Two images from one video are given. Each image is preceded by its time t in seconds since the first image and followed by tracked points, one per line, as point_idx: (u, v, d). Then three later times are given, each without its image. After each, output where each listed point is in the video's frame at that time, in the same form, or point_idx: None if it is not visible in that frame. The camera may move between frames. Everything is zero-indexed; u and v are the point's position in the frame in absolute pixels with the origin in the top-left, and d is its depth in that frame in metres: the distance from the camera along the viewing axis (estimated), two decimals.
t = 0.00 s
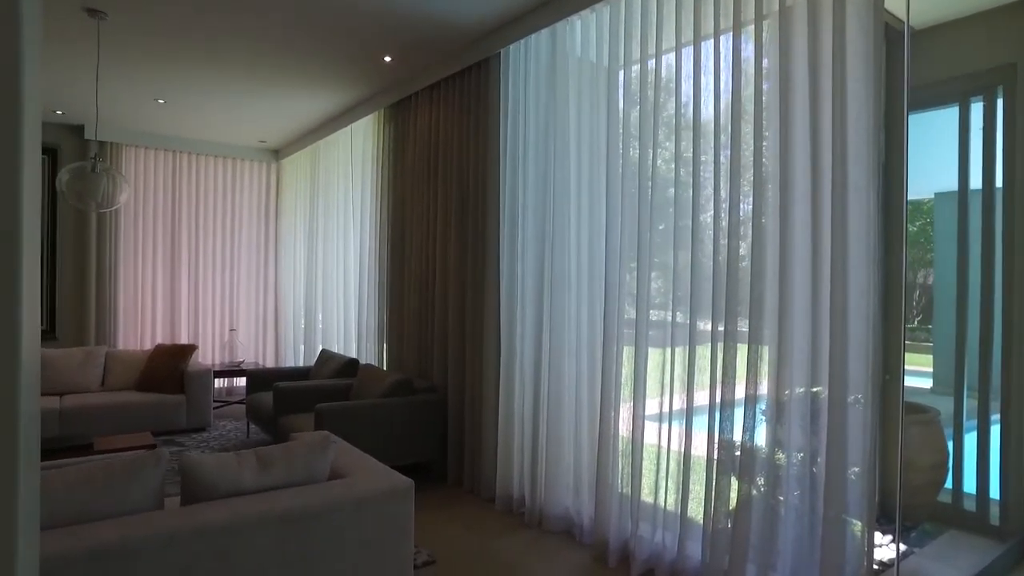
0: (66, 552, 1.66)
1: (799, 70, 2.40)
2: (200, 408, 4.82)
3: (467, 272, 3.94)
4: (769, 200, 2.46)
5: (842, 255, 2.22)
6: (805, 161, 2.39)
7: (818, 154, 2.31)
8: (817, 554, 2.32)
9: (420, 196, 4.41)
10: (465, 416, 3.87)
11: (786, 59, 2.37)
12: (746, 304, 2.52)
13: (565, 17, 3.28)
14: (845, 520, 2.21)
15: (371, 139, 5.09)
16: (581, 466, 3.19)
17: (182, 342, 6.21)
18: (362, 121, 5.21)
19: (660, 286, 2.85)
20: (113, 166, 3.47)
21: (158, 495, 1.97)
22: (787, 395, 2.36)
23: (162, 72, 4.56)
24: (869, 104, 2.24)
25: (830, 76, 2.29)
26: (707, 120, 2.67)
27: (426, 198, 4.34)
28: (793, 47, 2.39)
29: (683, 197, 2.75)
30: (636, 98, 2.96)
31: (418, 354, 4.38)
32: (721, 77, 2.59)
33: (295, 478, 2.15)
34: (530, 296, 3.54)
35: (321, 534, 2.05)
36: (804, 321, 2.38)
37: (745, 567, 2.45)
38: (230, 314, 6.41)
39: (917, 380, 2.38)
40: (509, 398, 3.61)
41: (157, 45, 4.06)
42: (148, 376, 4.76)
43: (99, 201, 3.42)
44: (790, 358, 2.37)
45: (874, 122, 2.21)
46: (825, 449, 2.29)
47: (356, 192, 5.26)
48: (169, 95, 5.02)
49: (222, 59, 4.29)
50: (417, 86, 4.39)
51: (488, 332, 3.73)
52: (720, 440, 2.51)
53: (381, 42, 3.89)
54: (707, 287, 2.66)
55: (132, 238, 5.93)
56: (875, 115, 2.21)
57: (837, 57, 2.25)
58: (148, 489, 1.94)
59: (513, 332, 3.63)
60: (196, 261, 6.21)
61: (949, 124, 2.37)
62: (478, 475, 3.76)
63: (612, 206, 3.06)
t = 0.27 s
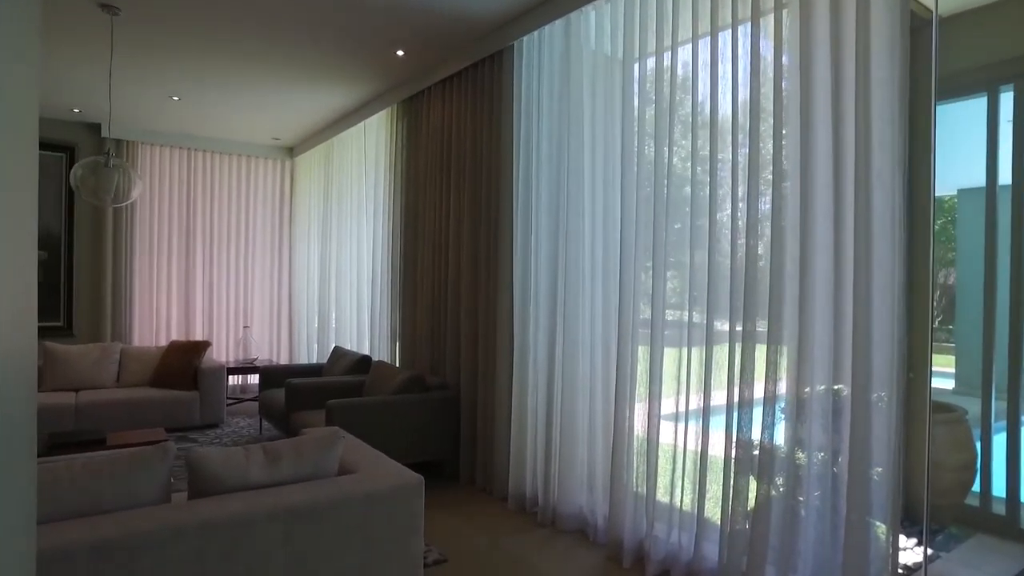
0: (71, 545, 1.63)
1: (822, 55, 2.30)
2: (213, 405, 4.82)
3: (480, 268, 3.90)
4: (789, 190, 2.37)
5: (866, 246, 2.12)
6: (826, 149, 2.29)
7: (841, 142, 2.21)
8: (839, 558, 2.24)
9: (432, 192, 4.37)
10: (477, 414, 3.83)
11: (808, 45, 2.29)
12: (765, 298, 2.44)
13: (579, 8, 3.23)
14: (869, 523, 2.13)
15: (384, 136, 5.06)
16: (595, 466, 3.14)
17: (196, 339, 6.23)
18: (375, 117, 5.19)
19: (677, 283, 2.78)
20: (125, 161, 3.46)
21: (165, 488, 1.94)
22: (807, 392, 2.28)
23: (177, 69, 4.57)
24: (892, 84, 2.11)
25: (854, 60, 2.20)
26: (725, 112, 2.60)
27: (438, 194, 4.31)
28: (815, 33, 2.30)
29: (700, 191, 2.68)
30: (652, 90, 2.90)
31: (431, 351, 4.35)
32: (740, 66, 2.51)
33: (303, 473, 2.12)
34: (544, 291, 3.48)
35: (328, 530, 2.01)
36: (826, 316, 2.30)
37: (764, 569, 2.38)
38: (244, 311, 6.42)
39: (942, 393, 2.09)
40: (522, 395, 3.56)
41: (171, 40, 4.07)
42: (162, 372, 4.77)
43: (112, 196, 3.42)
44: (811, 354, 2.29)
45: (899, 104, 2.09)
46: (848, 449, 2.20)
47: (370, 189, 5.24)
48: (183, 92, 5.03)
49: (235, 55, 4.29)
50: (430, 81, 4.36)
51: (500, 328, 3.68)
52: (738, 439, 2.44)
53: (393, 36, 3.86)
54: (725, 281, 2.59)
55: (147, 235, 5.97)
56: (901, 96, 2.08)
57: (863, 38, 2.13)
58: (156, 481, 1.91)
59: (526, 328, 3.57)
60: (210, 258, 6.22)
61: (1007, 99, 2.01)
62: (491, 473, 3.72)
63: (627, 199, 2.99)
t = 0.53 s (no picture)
0: (72, 542, 1.61)
1: (842, 42, 2.22)
2: (224, 403, 4.82)
3: (491, 266, 3.85)
4: (808, 182, 2.29)
5: (888, 240, 2.04)
6: (846, 139, 2.21)
7: (862, 131, 2.12)
8: (859, 563, 2.16)
9: (443, 190, 4.34)
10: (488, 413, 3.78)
11: (827, 32, 2.20)
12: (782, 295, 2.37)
13: None
14: (891, 528, 2.05)
15: (395, 133, 5.04)
16: (607, 466, 3.08)
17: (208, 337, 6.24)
18: (386, 115, 5.17)
19: (691, 280, 2.72)
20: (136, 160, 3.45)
21: (169, 486, 1.91)
22: (826, 392, 2.21)
23: (188, 66, 4.57)
24: (917, 71, 2.02)
25: (876, 46, 2.12)
26: (741, 104, 2.53)
27: (449, 192, 4.27)
28: (835, 20, 2.22)
29: (715, 186, 2.62)
30: (666, 83, 2.84)
31: (441, 350, 4.31)
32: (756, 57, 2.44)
33: (310, 471, 2.08)
34: (555, 289, 3.44)
35: (334, 529, 1.97)
36: (846, 313, 2.22)
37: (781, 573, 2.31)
38: (256, 309, 6.42)
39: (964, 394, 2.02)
40: (533, 394, 3.51)
41: (182, 37, 4.07)
42: (174, 370, 4.78)
43: (123, 195, 3.41)
44: (830, 353, 2.21)
45: (924, 91, 2.00)
46: (869, 451, 2.13)
47: (381, 187, 5.22)
48: (195, 90, 5.04)
49: (246, 52, 4.28)
50: (441, 77, 4.32)
51: (511, 326, 3.63)
52: (754, 440, 2.37)
53: (404, 30, 3.82)
54: (740, 277, 2.53)
55: (160, 234, 5.99)
56: (925, 83, 1.99)
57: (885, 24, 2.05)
58: (160, 479, 1.88)
59: (537, 326, 3.53)
60: (222, 257, 6.24)
61: None
62: (501, 473, 3.67)
63: (639, 195, 2.93)
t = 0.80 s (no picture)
0: (70, 543, 1.58)
1: (859, 33, 2.15)
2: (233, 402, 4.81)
3: (499, 265, 3.81)
4: (823, 178, 2.22)
5: (907, 237, 1.96)
6: (864, 132, 2.14)
7: (880, 124, 2.05)
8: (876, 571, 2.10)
9: (451, 189, 4.31)
10: (496, 413, 3.74)
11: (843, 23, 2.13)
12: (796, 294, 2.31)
13: None
14: (910, 534, 1.98)
15: (404, 132, 5.02)
16: (616, 468, 3.02)
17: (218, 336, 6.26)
18: (395, 113, 5.14)
19: (703, 279, 2.66)
20: (144, 158, 3.44)
21: (172, 487, 1.88)
22: (842, 394, 2.14)
23: (197, 65, 4.57)
24: (937, 61, 1.95)
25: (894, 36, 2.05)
26: (753, 99, 2.47)
27: (458, 191, 4.24)
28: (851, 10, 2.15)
29: (726, 183, 2.56)
30: (676, 78, 2.79)
31: (450, 349, 4.28)
32: (768, 50, 2.38)
33: (312, 472, 2.05)
34: (564, 288, 3.39)
35: (337, 532, 1.94)
36: (862, 312, 2.15)
37: None
38: (266, 309, 6.43)
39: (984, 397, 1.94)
40: (541, 395, 3.47)
41: (190, 34, 4.06)
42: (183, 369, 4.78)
43: (132, 193, 3.40)
44: (846, 354, 2.14)
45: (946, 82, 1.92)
46: (886, 454, 2.06)
47: (390, 186, 5.19)
48: (205, 88, 5.04)
49: (254, 50, 4.27)
50: (450, 74, 4.29)
51: (520, 326, 3.58)
52: (767, 443, 2.31)
53: (411, 27, 3.78)
54: (753, 276, 2.46)
55: (171, 233, 6.01)
56: (947, 74, 1.92)
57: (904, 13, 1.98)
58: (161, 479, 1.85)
59: (546, 326, 3.48)
60: (232, 256, 6.24)
61: None
62: (510, 474, 3.62)
63: (649, 192, 2.87)
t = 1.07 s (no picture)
0: (66, 545, 1.56)
1: (875, 25, 2.09)
2: (241, 402, 4.80)
3: (507, 264, 3.77)
4: (837, 173, 2.16)
5: (925, 234, 1.90)
6: (881, 126, 2.07)
7: (897, 118, 1.99)
8: None
9: (459, 187, 4.27)
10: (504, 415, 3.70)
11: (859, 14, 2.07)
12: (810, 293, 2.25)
13: None
14: (929, 542, 1.91)
15: (412, 131, 4.99)
16: (625, 470, 2.97)
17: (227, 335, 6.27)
18: (403, 111, 5.11)
19: (714, 279, 2.60)
20: (150, 157, 3.43)
21: (172, 488, 1.86)
22: (857, 396, 2.07)
23: (204, 65, 4.57)
24: (957, 51, 1.88)
25: (912, 26, 1.99)
26: (765, 93, 2.41)
27: (465, 190, 4.20)
28: None
29: (738, 181, 2.50)
30: (685, 73, 2.73)
31: (457, 350, 4.25)
32: (781, 44, 2.32)
33: (314, 474, 2.02)
34: (572, 287, 3.35)
35: (338, 535, 1.91)
36: (878, 312, 2.09)
37: None
38: (275, 309, 6.43)
39: (1005, 399, 1.86)
40: (550, 395, 3.42)
41: (197, 34, 4.06)
42: (191, 368, 4.78)
43: (138, 192, 3.39)
44: (861, 354, 2.08)
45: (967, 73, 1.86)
46: (903, 458, 2.00)
47: (398, 185, 5.17)
48: (213, 88, 5.04)
49: (261, 49, 4.26)
50: (457, 71, 4.26)
51: (528, 325, 3.54)
52: (780, 445, 2.25)
53: (417, 24, 3.75)
54: (765, 275, 2.41)
55: (180, 233, 6.04)
56: (968, 65, 1.85)
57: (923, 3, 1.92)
58: (160, 480, 1.83)
59: (554, 326, 3.44)
60: (241, 256, 6.25)
61: None
62: (517, 476, 3.58)
63: (659, 190, 2.82)
